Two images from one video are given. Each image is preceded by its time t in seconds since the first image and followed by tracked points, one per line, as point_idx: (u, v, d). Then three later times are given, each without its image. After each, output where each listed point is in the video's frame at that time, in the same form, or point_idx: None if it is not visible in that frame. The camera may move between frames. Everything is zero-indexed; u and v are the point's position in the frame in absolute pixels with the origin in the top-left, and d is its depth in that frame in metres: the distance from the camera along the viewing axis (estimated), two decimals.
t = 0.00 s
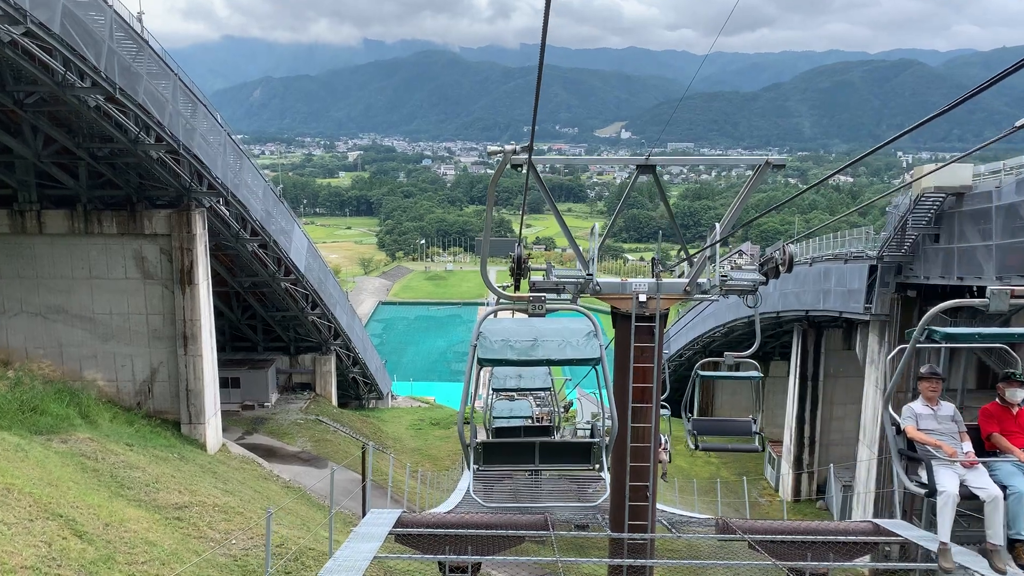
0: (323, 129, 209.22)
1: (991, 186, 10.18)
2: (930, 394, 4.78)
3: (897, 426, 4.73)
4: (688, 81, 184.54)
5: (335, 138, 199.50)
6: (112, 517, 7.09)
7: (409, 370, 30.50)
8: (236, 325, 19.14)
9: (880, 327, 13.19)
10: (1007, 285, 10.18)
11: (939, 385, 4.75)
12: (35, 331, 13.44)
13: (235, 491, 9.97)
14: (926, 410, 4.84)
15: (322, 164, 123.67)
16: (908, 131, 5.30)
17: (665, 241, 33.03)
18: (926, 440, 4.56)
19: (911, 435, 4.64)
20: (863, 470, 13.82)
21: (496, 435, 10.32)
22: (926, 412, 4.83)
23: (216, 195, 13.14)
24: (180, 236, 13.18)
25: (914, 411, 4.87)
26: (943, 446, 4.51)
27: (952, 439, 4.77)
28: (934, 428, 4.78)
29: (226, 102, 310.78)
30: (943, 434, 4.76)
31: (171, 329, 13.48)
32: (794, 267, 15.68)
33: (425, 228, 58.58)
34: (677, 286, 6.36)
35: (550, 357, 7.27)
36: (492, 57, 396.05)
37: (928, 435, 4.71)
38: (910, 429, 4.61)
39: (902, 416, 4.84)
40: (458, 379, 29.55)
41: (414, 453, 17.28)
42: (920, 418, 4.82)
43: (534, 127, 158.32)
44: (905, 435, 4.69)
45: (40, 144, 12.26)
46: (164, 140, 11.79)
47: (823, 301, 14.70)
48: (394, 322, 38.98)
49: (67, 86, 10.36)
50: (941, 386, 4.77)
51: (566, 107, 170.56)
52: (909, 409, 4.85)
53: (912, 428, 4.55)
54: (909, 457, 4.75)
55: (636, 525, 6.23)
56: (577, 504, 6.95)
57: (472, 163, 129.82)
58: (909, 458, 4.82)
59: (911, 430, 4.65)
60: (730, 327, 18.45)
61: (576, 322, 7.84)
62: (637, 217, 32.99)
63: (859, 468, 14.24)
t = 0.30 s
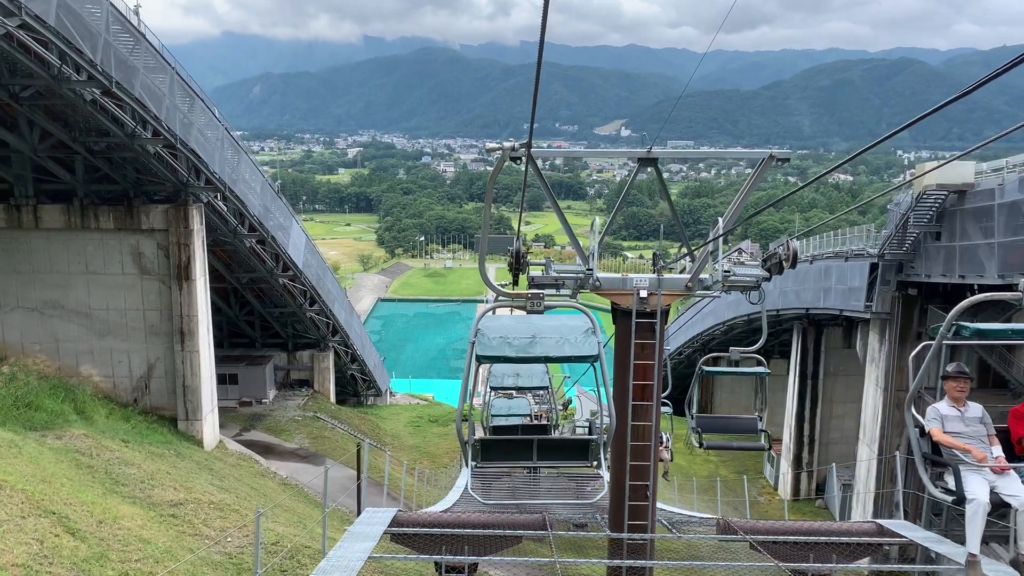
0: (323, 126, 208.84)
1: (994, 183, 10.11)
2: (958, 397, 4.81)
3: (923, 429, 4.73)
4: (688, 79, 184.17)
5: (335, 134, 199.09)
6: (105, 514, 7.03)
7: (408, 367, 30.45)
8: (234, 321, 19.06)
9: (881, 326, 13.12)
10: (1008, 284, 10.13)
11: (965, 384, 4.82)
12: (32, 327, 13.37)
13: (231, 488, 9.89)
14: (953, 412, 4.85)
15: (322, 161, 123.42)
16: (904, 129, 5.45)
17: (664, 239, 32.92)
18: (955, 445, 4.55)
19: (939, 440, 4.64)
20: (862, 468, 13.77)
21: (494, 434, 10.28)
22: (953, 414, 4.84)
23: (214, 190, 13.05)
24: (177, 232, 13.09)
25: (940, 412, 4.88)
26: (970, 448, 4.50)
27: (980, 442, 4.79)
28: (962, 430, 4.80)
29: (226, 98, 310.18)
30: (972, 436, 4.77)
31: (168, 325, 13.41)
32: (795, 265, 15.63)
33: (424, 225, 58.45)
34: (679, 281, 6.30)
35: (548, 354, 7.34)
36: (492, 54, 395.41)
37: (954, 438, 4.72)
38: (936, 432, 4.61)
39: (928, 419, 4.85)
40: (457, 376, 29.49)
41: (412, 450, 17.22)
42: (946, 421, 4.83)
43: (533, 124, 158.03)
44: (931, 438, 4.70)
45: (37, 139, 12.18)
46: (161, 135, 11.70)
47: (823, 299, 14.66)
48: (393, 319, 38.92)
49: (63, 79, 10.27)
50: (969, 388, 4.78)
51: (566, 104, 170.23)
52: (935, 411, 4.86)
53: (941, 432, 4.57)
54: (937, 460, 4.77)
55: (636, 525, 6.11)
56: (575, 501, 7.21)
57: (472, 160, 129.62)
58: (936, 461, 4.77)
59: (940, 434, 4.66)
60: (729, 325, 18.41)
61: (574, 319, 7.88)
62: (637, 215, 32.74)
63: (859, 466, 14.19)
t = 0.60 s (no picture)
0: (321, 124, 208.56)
1: (995, 181, 10.05)
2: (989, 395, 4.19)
3: (950, 427, 4.05)
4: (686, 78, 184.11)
5: (333, 133, 198.92)
6: (98, 514, 6.95)
7: (406, 365, 30.38)
8: (231, 319, 18.97)
9: (880, 324, 13.07)
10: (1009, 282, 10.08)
11: (997, 381, 4.22)
12: (27, 324, 13.27)
13: (226, 487, 9.82)
14: (985, 411, 4.19)
15: (320, 159, 123.23)
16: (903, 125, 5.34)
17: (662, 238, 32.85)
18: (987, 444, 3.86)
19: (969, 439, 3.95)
20: (862, 467, 13.73)
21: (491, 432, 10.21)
22: (985, 414, 4.18)
23: (210, 187, 12.96)
24: (173, 229, 13.00)
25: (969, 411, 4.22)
26: (1006, 452, 3.80)
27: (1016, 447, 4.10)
28: (995, 432, 4.13)
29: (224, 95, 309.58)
30: (1006, 439, 4.10)
31: (164, 322, 13.32)
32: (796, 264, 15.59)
33: (423, 223, 58.33)
34: (681, 278, 6.22)
35: (546, 351, 7.34)
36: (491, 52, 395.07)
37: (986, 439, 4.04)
38: (966, 431, 3.93)
39: (956, 418, 4.16)
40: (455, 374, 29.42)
41: (409, 449, 17.14)
42: (978, 420, 4.15)
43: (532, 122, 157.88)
44: (960, 438, 4.02)
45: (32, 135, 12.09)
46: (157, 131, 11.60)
47: (823, 298, 14.62)
48: (391, 317, 38.86)
49: (58, 74, 10.16)
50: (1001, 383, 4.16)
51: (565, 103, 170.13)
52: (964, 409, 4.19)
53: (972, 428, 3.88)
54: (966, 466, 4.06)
55: (636, 526, 6.04)
56: (573, 497, 7.30)
57: (471, 159, 129.53)
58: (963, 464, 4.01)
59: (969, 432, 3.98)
60: (728, 323, 18.38)
61: (572, 317, 7.87)
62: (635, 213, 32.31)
63: (858, 465, 14.15)
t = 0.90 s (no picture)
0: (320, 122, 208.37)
1: (998, 175, 9.98)
2: None
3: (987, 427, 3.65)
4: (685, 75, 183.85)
5: (333, 131, 198.72)
6: (95, 514, 6.89)
7: (405, 363, 30.34)
8: (230, 317, 18.90)
9: (882, 321, 13.00)
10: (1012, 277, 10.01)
11: None
12: (24, 323, 13.21)
13: (225, 486, 9.77)
14: None
15: (319, 157, 123.12)
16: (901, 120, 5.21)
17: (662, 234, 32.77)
18: None
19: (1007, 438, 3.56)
20: (864, 463, 13.68)
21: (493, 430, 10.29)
22: None
23: (208, 184, 12.88)
24: (171, 226, 12.92)
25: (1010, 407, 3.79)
26: None
27: None
28: None
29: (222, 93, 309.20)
30: None
31: (162, 320, 13.26)
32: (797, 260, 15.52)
33: (422, 221, 58.27)
34: (683, 273, 6.23)
35: (545, 349, 7.30)
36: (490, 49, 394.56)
37: None
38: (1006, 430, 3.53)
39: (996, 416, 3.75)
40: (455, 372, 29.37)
41: (409, 446, 17.10)
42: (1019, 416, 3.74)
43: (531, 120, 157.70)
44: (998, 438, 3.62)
45: (28, 132, 12.01)
46: (154, 127, 11.52)
47: (824, 294, 14.57)
48: (391, 315, 38.82)
49: (53, 71, 10.07)
50: None
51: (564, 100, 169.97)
52: (1004, 405, 3.78)
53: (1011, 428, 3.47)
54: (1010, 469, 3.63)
55: (639, 525, 5.99)
56: (573, 495, 7.29)
57: (470, 156, 129.45)
58: (1002, 466, 3.79)
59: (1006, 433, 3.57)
60: (730, 319, 18.33)
61: (571, 314, 7.81)
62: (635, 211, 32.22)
63: (860, 461, 14.11)
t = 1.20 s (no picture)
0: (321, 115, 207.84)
1: (1004, 162, 9.85)
2: None
3: None
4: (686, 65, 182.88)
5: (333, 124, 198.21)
6: (95, 508, 6.85)
7: (408, 356, 30.32)
8: (232, 310, 18.86)
9: (887, 311, 12.90)
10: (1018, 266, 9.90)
11: None
12: (25, 317, 13.16)
13: (227, 479, 9.73)
14: None
15: (320, 150, 122.84)
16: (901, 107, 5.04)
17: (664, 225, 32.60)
18: None
19: None
20: (869, 453, 13.63)
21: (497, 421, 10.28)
22: None
23: (208, 176, 12.79)
24: (171, 219, 12.85)
25: None
26: None
27: None
28: None
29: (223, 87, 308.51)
30: None
31: (163, 313, 13.21)
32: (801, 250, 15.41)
33: (424, 214, 58.13)
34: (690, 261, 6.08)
35: (547, 340, 7.25)
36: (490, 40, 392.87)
37: None
38: None
39: None
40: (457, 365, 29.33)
41: (412, 439, 17.06)
42: None
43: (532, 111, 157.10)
44: None
45: (26, 125, 11.92)
46: (153, 119, 11.42)
47: (829, 284, 14.48)
48: (393, 308, 38.77)
49: (51, 62, 9.97)
50: None
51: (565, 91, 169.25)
52: None
53: None
54: None
55: (645, 519, 5.91)
56: (575, 487, 7.22)
57: (471, 148, 128.99)
58: None
59: None
60: (733, 310, 18.27)
61: (572, 305, 7.74)
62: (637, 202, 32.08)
63: (864, 452, 14.06)
